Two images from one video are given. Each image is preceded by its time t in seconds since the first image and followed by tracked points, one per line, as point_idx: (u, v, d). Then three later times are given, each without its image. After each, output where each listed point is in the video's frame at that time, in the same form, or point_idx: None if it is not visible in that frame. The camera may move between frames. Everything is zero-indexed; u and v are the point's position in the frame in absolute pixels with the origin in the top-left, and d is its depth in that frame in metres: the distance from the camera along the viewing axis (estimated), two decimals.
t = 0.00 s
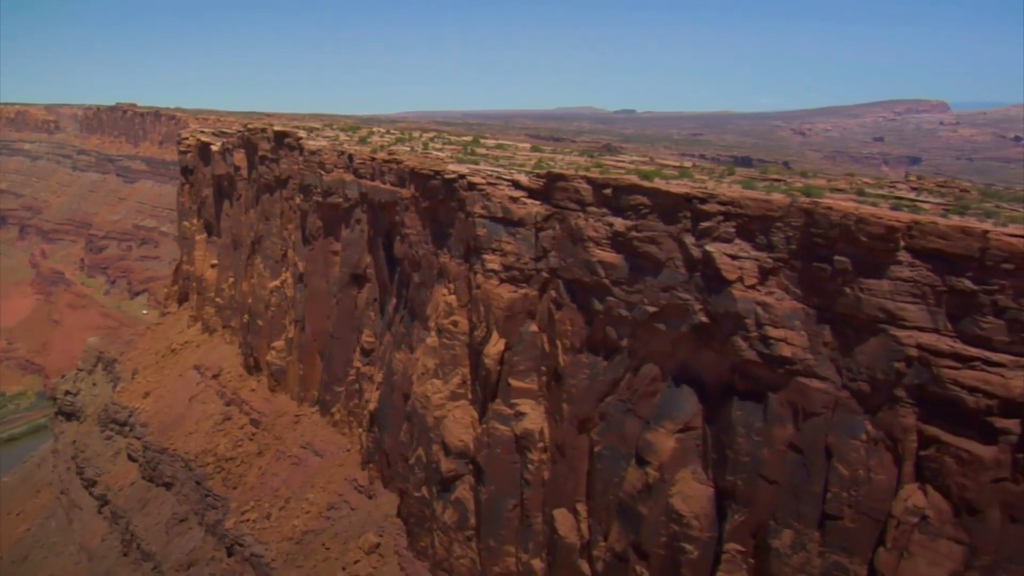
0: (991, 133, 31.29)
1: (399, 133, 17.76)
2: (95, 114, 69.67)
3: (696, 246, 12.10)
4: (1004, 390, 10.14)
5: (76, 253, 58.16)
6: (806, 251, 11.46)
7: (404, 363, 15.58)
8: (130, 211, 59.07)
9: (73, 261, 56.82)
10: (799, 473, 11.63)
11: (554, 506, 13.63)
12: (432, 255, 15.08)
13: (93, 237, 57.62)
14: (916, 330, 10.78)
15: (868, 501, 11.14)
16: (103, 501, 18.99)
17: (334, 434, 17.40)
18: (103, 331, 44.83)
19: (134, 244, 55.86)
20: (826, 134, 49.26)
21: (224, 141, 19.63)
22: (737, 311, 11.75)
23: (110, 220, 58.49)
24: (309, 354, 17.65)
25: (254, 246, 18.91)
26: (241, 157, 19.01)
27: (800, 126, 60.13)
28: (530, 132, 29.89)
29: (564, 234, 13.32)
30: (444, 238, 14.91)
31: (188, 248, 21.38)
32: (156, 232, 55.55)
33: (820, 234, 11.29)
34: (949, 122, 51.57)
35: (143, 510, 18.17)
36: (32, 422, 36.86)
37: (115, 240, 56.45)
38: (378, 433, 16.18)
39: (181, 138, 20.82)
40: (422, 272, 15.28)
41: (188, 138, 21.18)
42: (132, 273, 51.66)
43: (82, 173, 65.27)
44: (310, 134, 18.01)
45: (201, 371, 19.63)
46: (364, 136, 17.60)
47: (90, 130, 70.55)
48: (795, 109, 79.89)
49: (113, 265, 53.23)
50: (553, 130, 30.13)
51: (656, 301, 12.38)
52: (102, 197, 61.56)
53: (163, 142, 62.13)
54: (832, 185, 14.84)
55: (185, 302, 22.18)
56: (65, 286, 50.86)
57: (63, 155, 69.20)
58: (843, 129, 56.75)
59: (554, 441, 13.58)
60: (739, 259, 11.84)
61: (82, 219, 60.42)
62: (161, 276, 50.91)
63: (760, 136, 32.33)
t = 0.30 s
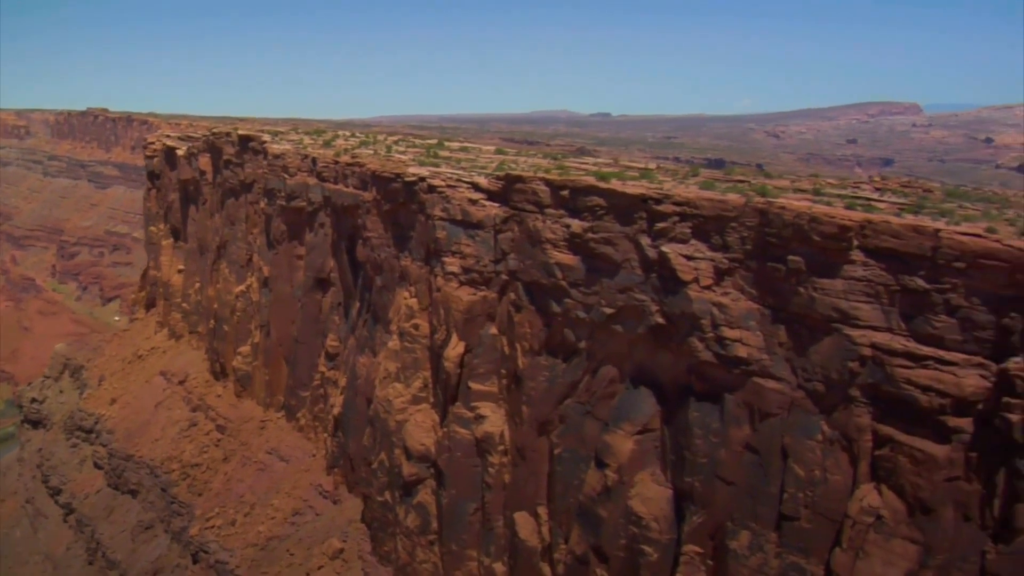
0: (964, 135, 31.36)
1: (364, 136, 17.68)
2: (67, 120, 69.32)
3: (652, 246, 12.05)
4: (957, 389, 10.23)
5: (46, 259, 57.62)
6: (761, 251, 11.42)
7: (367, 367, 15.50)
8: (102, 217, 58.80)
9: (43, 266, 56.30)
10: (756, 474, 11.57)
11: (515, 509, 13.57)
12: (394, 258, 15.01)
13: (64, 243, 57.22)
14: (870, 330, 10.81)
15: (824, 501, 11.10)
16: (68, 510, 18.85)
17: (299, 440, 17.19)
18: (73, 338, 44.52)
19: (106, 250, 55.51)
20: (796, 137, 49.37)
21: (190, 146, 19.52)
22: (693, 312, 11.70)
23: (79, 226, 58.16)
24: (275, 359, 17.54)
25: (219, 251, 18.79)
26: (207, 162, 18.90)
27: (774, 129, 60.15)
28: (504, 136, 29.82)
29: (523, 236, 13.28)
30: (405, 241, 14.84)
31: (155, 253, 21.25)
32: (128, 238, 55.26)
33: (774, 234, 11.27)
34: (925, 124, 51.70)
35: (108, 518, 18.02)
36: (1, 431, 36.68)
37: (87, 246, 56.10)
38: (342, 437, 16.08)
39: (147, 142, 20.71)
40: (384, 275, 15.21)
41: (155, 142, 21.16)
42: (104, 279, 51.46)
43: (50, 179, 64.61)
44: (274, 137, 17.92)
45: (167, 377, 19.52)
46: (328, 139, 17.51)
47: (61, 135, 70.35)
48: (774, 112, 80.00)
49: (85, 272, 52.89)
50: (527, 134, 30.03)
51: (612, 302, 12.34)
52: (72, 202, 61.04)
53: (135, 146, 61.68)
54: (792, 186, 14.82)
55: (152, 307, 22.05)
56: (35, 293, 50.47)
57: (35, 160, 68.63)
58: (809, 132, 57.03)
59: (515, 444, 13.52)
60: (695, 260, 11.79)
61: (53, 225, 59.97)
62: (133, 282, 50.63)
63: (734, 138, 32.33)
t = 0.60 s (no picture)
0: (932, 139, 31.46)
1: (324, 143, 17.59)
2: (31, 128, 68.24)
3: (603, 251, 12.00)
4: (905, 391, 10.20)
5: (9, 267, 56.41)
6: (711, 254, 11.39)
7: (326, 375, 15.39)
8: (69, 226, 57.51)
9: (7, 275, 55.23)
10: (709, 479, 11.52)
11: (472, 517, 13.49)
12: (351, 265, 14.92)
13: (29, 253, 56.23)
14: (819, 333, 10.78)
15: (776, 505, 11.06)
16: (26, 523, 18.44)
17: (260, 449, 17.07)
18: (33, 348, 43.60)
19: (71, 260, 54.49)
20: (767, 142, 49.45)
21: (150, 154, 19.39)
22: (644, 316, 11.66)
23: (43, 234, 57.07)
24: (235, 369, 17.42)
25: (180, 260, 18.65)
26: (167, 170, 18.77)
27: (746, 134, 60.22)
28: (474, 143, 29.71)
29: (477, 242, 13.24)
30: (362, 248, 14.77)
31: (116, 263, 21.09)
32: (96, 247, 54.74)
33: (723, 238, 11.24)
34: (898, 129, 51.88)
35: (68, 530, 17.64)
36: None
37: (52, 256, 55.10)
38: (302, 446, 15.94)
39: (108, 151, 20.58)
40: (342, 283, 15.12)
41: (116, 151, 21.12)
42: (71, 290, 50.66)
43: (16, 187, 63.63)
44: (234, 145, 17.80)
45: (129, 388, 19.38)
46: (288, 147, 17.40)
47: (30, 144, 69.69)
48: (750, 118, 80.21)
49: (50, 282, 52.07)
50: (498, 141, 29.94)
51: (565, 308, 12.31)
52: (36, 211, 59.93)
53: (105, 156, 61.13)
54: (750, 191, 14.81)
55: (115, 317, 21.87)
56: None
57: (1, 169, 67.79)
58: (779, 137, 57.14)
59: (471, 451, 13.45)
60: (646, 264, 11.74)
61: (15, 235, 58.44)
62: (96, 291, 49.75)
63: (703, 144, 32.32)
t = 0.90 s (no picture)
0: (905, 149, 31.51)
1: (285, 156, 17.49)
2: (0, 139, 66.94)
3: (554, 262, 11.94)
4: (853, 400, 10.16)
5: None
6: (660, 264, 11.33)
7: (285, 389, 15.26)
8: (39, 240, 55.99)
9: None
10: (661, 490, 11.43)
11: (428, 530, 13.38)
12: (309, 277, 14.83)
13: None
14: (768, 342, 10.71)
15: (727, 516, 10.96)
16: None
17: (222, 464, 16.85)
18: None
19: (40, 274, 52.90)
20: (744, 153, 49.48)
21: (113, 167, 19.27)
22: (595, 327, 11.59)
23: (14, 247, 55.71)
24: (197, 383, 17.27)
25: (142, 274, 18.51)
26: (129, 183, 18.63)
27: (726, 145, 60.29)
28: (447, 155, 29.58)
29: (431, 254, 13.18)
30: (319, 261, 14.68)
31: (80, 277, 20.93)
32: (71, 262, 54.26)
33: (672, 248, 11.17)
34: (877, 140, 51.99)
35: (28, 548, 17.36)
36: None
37: (19, 269, 53.29)
38: (263, 460, 15.78)
39: (70, 164, 20.46)
40: (300, 295, 15.01)
41: (79, 163, 20.94)
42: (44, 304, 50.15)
43: None
44: (195, 158, 17.67)
45: (92, 404, 19.23)
46: (249, 159, 17.29)
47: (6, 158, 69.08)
48: (732, 129, 80.36)
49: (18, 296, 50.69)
50: (472, 154, 29.85)
51: (517, 319, 12.25)
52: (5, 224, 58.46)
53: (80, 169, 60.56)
54: (708, 201, 14.76)
55: (79, 332, 21.72)
56: None
57: None
58: (756, 147, 57.25)
59: (427, 464, 13.36)
60: (597, 274, 11.68)
61: None
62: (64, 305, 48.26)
63: (677, 155, 32.30)
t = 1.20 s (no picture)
0: (888, 153, 31.50)
1: (258, 161, 17.42)
2: None
3: (519, 266, 11.88)
4: (814, 404, 10.09)
5: None
6: (623, 268, 11.26)
7: (256, 396, 15.16)
8: (22, 247, 55.67)
9: None
10: (625, 495, 11.35)
11: (397, 537, 13.30)
12: (278, 283, 14.76)
13: None
14: (731, 346, 10.64)
15: (691, 522, 10.89)
16: None
17: (196, 471, 16.72)
18: None
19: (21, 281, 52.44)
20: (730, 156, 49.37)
21: (87, 173, 19.20)
22: (559, 332, 11.52)
23: None
24: (172, 390, 17.09)
25: (116, 280, 18.41)
26: (103, 190, 18.54)
27: (714, 148, 60.25)
28: (431, 160, 29.46)
29: (397, 259, 13.12)
30: (288, 266, 14.61)
31: (55, 284, 20.83)
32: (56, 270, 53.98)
33: (635, 251, 11.10)
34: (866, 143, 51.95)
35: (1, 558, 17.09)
36: None
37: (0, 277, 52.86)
38: (235, 467, 15.66)
39: (45, 171, 20.40)
40: (270, 302, 14.94)
41: (54, 170, 20.88)
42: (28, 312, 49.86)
43: None
44: (168, 163, 17.56)
45: (67, 412, 19.11)
46: (223, 165, 17.19)
47: None
48: (721, 133, 80.35)
49: None
50: (456, 158, 29.74)
51: (482, 324, 12.19)
52: None
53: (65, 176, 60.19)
54: (680, 205, 14.67)
55: (55, 339, 21.61)
56: None
57: None
58: (741, 151, 57.27)
59: (395, 470, 13.29)
60: (561, 278, 11.61)
61: None
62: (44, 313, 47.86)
63: (661, 159, 32.23)
